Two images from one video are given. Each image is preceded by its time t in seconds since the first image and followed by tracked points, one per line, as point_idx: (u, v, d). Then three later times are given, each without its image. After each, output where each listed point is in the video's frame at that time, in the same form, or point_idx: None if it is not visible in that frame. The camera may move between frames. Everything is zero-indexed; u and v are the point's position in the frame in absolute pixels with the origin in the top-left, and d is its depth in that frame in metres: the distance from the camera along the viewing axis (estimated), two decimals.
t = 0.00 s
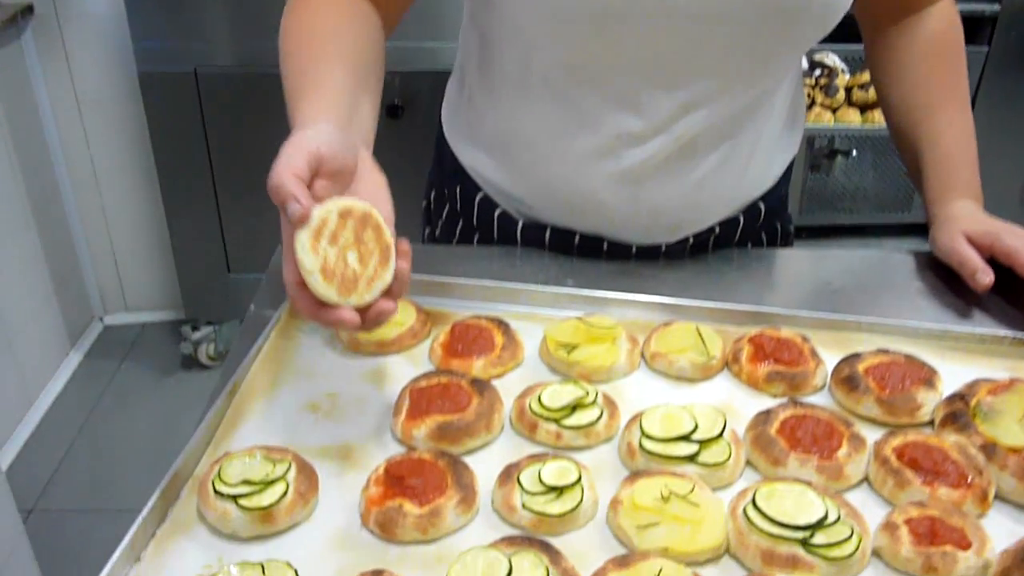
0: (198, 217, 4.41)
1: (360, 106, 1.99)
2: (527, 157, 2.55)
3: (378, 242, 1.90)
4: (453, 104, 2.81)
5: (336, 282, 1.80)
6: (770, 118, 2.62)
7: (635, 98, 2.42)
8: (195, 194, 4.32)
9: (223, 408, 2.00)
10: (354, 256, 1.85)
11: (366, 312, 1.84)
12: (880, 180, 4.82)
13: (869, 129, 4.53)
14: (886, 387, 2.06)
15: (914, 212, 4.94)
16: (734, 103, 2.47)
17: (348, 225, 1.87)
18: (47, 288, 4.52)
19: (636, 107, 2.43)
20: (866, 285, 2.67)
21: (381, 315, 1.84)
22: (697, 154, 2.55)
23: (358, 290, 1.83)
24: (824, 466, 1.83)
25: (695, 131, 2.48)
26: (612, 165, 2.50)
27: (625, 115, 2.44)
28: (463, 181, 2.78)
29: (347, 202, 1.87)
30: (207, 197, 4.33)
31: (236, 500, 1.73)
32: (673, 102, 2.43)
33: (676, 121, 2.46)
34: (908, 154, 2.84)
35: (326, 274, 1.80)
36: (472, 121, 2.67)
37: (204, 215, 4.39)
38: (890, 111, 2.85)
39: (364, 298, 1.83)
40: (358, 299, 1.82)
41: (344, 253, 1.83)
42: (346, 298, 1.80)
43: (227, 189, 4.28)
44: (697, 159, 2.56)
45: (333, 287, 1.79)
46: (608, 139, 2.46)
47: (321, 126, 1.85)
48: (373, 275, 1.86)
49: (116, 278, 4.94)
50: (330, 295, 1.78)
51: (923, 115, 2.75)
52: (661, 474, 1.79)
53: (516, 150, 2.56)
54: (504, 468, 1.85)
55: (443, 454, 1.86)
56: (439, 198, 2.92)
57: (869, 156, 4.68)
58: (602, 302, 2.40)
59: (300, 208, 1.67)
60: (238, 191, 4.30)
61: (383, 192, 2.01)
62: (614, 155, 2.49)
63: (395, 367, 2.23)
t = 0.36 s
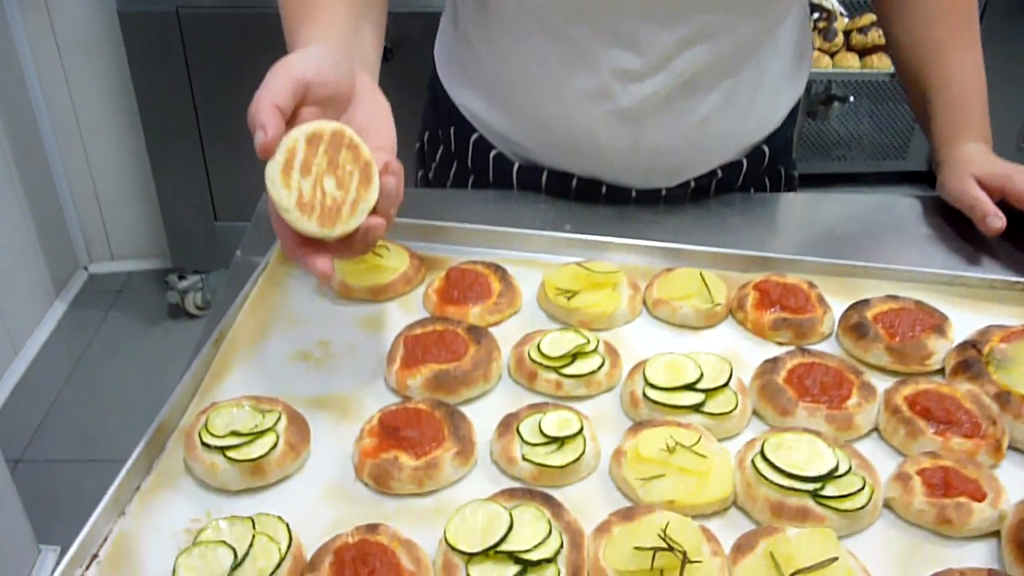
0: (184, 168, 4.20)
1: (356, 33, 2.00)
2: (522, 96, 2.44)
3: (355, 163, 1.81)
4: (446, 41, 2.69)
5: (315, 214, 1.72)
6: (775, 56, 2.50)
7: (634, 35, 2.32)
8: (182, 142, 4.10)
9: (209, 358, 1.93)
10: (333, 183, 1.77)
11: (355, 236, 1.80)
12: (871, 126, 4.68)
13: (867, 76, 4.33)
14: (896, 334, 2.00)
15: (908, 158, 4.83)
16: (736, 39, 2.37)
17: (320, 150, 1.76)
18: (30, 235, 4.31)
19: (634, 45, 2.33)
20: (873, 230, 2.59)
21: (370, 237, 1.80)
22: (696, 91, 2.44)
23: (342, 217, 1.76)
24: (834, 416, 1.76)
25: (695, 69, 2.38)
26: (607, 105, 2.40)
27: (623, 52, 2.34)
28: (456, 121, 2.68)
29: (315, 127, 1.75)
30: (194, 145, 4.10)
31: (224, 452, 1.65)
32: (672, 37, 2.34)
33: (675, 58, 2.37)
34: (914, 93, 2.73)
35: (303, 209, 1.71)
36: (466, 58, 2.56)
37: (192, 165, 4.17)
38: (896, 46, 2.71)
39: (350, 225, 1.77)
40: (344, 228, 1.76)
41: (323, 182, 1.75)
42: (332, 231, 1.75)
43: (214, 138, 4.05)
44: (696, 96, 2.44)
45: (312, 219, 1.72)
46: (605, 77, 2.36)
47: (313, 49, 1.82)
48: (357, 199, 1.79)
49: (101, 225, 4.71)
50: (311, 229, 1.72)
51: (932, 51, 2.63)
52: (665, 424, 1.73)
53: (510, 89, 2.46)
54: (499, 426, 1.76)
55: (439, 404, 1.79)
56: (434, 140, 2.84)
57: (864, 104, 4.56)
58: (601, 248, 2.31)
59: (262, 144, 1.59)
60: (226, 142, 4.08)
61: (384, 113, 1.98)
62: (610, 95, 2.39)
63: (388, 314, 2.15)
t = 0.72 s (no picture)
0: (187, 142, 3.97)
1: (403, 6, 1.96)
2: (548, 66, 2.33)
3: (390, 130, 1.72)
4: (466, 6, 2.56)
5: (365, 197, 1.65)
6: (814, 24, 2.35)
7: (666, 2, 2.18)
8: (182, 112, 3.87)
9: (224, 342, 1.82)
10: (374, 157, 1.68)
11: (408, 209, 1.71)
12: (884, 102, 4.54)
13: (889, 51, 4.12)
14: (950, 328, 1.89)
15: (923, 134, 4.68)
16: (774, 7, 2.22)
17: (352, 126, 1.67)
18: (26, 200, 4.16)
19: (667, 13, 2.20)
20: (916, 212, 2.46)
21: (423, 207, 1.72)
22: (729, 62, 2.28)
23: (393, 192, 1.68)
24: (890, 416, 1.65)
25: (729, 39, 2.24)
26: (634, 76, 2.27)
27: (655, 20, 2.21)
28: (477, 93, 2.56)
29: (341, 101, 1.65)
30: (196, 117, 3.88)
31: (243, 448, 1.55)
32: (706, 4, 2.18)
33: (708, 27, 2.22)
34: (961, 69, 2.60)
35: (352, 194, 1.63)
36: (488, 25, 2.43)
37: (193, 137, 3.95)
38: (943, 18, 2.58)
39: (403, 199, 1.69)
40: (398, 204, 1.67)
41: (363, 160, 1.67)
42: (385, 211, 1.66)
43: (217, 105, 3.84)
44: (728, 68, 2.29)
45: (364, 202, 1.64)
46: (633, 47, 2.23)
47: (358, 23, 1.77)
48: (402, 168, 1.70)
49: (99, 189, 4.57)
50: (363, 214, 1.63)
51: (979, 24, 2.49)
52: (712, 423, 1.63)
53: (536, 58, 2.34)
54: (537, 415, 1.68)
55: (471, 397, 1.68)
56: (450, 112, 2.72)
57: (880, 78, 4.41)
58: (634, 229, 2.19)
59: (274, 120, 1.48)
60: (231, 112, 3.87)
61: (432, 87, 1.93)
62: (639, 65, 2.25)
63: (410, 297, 2.03)
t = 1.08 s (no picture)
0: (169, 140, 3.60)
1: None
2: (573, 49, 2.13)
3: (432, 121, 1.61)
4: None
5: (421, 202, 1.54)
6: None
7: None
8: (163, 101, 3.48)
9: (240, 363, 1.64)
10: (421, 156, 1.58)
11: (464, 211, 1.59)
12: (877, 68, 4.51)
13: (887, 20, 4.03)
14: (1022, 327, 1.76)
15: (914, 102, 4.74)
16: None
17: (391, 125, 1.55)
18: None
19: None
20: (962, 190, 2.32)
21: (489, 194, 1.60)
22: (770, 44, 2.10)
23: (450, 189, 1.58)
24: (973, 431, 1.52)
25: (771, 19, 2.05)
26: (668, 60, 2.08)
27: None
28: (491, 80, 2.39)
29: (373, 98, 1.53)
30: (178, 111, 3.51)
31: (272, 490, 1.41)
32: None
33: (750, 7, 2.03)
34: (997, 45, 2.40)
35: (405, 202, 1.52)
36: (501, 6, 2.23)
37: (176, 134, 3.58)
38: None
39: (464, 193, 1.59)
40: (458, 203, 1.58)
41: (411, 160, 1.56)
42: (445, 212, 1.56)
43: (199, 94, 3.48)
44: (769, 51, 2.11)
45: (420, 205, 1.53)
46: (667, 29, 2.04)
47: (403, 13, 1.66)
48: (454, 161, 1.60)
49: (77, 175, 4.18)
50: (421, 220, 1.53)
51: None
52: (784, 445, 1.50)
53: (559, 39, 2.13)
54: (593, 438, 1.54)
55: (518, 422, 1.54)
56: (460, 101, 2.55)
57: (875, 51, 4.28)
58: (674, 224, 2.03)
59: (294, 127, 1.40)
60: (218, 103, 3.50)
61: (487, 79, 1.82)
62: (673, 49, 2.07)
63: (437, 306, 1.87)
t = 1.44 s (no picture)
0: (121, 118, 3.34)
1: None
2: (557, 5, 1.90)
3: (420, 80, 1.49)
4: None
5: (425, 166, 1.41)
6: None
7: None
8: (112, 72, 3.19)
9: (222, 359, 1.53)
10: (416, 117, 1.45)
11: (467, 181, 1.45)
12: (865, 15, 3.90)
13: None
14: None
15: (876, 56, 3.93)
16: None
17: (381, 85, 1.42)
18: None
19: None
20: (969, 140, 2.20)
21: (492, 156, 1.51)
22: None
23: (451, 151, 1.47)
24: (1003, 403, 1.46)
25: None
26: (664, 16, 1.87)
27: None
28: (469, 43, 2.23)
29: (358, 57, 1.40)
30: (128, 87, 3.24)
31: (269, 499, 1.30)
32: None
33: None
34: None
35: (409, 167, 1.39)
36: None
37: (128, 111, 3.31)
38: None
39: (465, 155, 1.49)
40: (462, 163, 1.47)
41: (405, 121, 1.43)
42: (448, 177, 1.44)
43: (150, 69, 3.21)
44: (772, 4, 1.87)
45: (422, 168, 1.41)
46: None
47: None
48: (450, 121, 1.50)
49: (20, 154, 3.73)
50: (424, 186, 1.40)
51: None
52: (812, 426, 1.42)
53: None
54: (609, 426, 1.44)
55: (528, 413, 1.44)
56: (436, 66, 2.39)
57: None
58: (674, 190, 1.91)
59: (265, 89, 1.22)
60: (172, 79, 3.24)
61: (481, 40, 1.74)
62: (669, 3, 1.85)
63: (429, 288, 1.76)
